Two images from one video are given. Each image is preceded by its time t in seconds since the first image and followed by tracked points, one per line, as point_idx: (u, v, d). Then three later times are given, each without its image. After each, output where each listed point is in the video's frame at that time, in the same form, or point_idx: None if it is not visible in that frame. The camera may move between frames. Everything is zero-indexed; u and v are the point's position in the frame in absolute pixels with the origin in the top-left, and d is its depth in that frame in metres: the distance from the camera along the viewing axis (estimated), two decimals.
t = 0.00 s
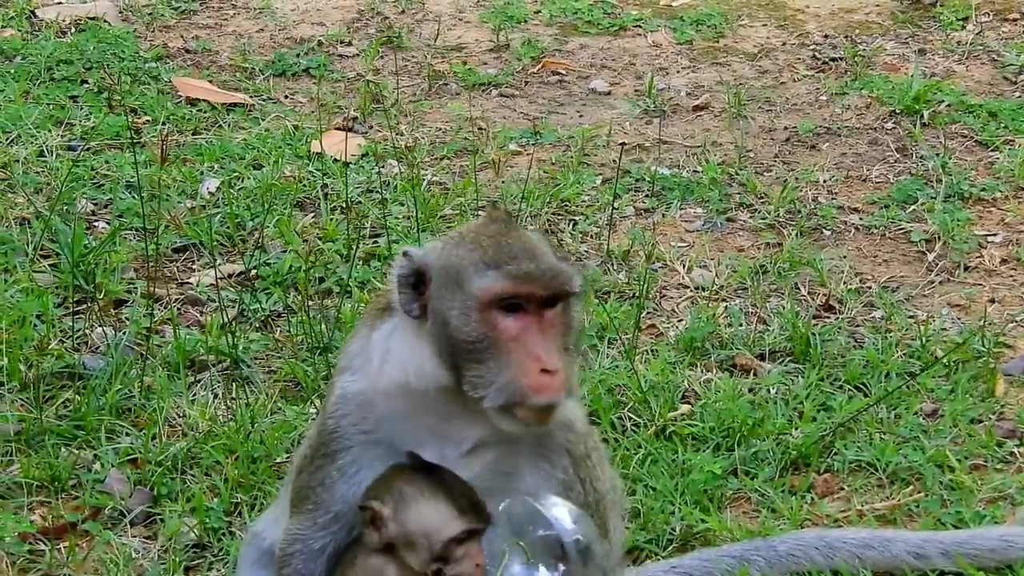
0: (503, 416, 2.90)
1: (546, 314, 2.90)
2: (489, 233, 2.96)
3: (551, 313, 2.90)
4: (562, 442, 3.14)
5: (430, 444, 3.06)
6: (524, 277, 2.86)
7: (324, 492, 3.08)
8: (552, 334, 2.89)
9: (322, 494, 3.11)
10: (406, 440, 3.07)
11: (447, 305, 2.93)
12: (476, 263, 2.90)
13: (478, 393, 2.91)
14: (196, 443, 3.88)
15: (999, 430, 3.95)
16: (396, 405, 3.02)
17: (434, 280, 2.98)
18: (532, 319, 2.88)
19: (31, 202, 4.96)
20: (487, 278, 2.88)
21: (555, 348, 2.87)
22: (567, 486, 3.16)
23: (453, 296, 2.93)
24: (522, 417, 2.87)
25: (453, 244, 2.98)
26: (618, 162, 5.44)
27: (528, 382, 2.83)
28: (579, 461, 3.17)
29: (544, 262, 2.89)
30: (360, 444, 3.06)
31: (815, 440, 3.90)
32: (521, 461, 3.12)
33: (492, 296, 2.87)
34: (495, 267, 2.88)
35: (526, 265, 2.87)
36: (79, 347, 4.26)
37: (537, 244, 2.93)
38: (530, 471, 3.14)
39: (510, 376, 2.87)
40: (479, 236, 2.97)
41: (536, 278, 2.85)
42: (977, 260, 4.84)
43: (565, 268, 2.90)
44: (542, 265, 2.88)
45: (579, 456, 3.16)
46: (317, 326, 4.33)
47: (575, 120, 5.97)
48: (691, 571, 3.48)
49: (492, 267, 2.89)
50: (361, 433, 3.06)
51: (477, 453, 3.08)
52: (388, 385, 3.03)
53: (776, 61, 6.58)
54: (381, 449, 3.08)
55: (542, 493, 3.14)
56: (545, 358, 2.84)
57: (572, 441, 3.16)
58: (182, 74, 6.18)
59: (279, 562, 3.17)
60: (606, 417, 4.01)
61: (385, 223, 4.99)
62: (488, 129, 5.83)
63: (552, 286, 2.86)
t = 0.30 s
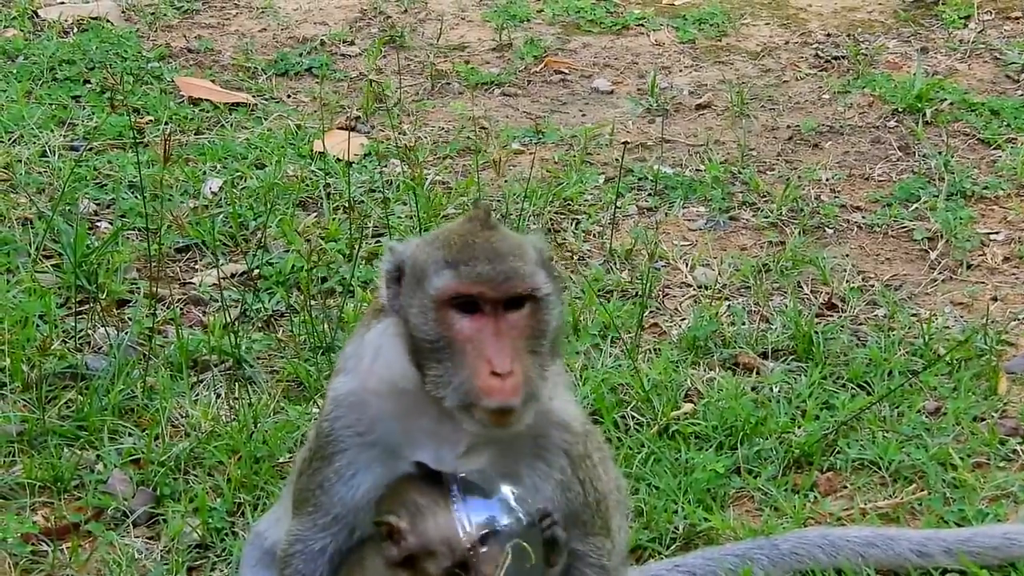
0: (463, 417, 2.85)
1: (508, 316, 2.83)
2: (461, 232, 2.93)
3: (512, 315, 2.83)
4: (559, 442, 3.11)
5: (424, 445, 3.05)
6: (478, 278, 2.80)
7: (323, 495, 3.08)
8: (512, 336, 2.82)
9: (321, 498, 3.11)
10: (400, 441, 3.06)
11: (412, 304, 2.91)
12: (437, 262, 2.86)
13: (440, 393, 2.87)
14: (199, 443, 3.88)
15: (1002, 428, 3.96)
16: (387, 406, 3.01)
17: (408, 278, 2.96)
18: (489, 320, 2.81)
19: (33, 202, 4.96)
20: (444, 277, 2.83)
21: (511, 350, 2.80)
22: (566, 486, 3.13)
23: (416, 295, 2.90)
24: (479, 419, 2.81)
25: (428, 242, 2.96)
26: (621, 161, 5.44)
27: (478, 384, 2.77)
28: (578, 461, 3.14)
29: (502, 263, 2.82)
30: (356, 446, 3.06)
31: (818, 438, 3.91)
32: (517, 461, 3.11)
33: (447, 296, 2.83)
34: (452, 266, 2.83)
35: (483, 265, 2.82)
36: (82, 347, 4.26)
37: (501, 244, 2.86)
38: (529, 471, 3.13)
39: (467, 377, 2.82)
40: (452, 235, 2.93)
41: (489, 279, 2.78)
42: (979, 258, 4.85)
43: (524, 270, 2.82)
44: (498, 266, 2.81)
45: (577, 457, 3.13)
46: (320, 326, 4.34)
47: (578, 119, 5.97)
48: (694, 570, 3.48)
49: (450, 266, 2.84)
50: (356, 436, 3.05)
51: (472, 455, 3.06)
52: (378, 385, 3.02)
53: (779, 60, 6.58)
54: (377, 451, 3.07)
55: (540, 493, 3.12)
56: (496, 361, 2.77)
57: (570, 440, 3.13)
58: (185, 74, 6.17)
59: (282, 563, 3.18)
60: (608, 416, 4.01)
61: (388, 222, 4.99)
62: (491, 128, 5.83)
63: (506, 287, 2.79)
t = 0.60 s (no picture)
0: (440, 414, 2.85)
1: (483, 313, 2.82)
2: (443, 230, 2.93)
3: (488, 312, 2.82)
4: (560, 443, 3.08)
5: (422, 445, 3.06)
6: (450, 275, 2.80)
7: (324, 497, 3.10)
8: (486, 333, 2.81)
9: (322, 499, 3.13)
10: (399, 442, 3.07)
11: (391, 300, 2.91)
12: (414, 260, 2.86)
13: (418, 390, 2.87)
14: (201, 444, 3.88)
15: (1004, 426, 3.96)
16: (384, 407, 3.02)
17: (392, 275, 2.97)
18: (462, 317, 2.80)
19: (34, 204, 4.96)
20: (418, 274, 2.83)
21: (483, 347, 2.78)
22: (568, 487, 3.09)
23: (393, 291, 2.90)
24: (454, 415, 2.80)
25: (411, 240, 2.96)
26: (622, 160, 5.44)
27: (450, 381, 2.76)
28: (580, 462, 3.10)
29: (475, 260, 2.81)
30: (356, 448, 3.08)
31: (820, 437, 3.91)
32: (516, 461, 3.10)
33: (421, 293, 2.82)
34: (427, 263, 2.83)
35: (456, 262, 2.81)
36: (83, 348, 4.26)
37: (477, 241, 2.85)
38: (532, 472, 3.11)
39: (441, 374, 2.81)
40: (435, 233, 2.93)
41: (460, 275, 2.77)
42: (981, 257, 4.85)
43: (497, 267, 2.81)
44: (471, 263, 2.80)
45: (579, 457, 3.10)
46: (321, 327, 4.34)
47: (578, 119, 5.97)
48: (697, 569, 3.48)
49: (426, 263, 2.84)
50: (356, 437, 3.07)
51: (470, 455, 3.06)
52: (373, 386, 3.03)
53: (779, 59, 6.58)
54: (378, 451, 3.09)
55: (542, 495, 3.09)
56: (467, 357, 2.76)
57: (572, 440, 3.09)
58: (185, 75, 6.18)
59: (285, 564, 3.20)
60: (610, 415, 4.01)
61: (389, 223, 4.99)
62: (492, 128, 5.84)
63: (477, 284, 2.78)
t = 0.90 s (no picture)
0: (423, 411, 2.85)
1: (465, 312, 2.81)
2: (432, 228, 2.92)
3: (470, 311, 2.81)
4: (560, 444, 3.06)
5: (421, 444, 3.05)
6: (431, 273, 2.79)
7: (324, 498, 3.10)
8: (468, 332, 2.80)
9: (323, 501, 3.13)
10: (398, 443, 3.07)
11: (377, 297, 2.91)
12: (400, 257, 2.86)
13: (403, 387, 2.87)
14: (204, 446, 3.88)
15: (1007, 427, 3.96)
16: (381, 408, 3.02)
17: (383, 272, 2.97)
18: (443, 316, 2.80)
19: (37, 205, 4.96)
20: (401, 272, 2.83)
21: (464, 346, 2.77)
22: (569, 488, 3.08)
23: (379, 288, 2.90)
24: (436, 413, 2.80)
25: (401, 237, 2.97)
26: (624, 161, 5.44)
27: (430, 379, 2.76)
28: (581, 462, 3.09)
29: (457, 258, 2.80)
30: (355, 449, 3.08)
31: (823, 438, 3.91)
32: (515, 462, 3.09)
33: (404, 291, 2.82)
34: (410, 261, 2.82)
35: (438, 261, 2.80)
36: (86, 350, 4.26)
37: (461, 240, 2.84)
38: (532, 474, 3.10)
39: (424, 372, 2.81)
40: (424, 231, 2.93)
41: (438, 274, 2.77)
42: (984, 257, 4.84)
43: (478, 267, 2.80)
44: (452, 262, 2.80)
45: (579, 458, 3.08)
46: (324, 328, 4.34)
47: (581, 120, 5.97)
48: (700, 570, 3.48)
49: (410, 261, 2.84)
50: (354, 439, 3.08)
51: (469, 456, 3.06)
52: (370, 387, 3.02)
53: (782, 59, 6.58)
54: (377, 452, 3.09)
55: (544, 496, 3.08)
56: (447, 356, 2.75)
57: (570, 441, 3.08)
58: (188, 77, 6.18)
59: (287, 565, 3.20)
60: (613, 416, 4.01)
61: (391, 224, 4.99)
62: (494, 129, 5.84)
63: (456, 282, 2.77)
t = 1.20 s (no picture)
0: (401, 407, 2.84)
1: (441, 310, 2.81)
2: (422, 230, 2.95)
3: (445, 309, 2.81)
4: (560, 443, 3.06)
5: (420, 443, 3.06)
6: (407, 269, 2.81)
7: (327, 499, 3.11)
8: (443, 330, 2.79)
9: (325, 501, 3.14)
10: (398, 443, 3.08)
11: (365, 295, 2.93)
12: (384, 256, 2.89)
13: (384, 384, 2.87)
14: (207, 446, 3.88)
15: (1010, 426, 3.96)
16: (379, 408, 3.02)
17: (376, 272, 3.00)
18: (420, 312, 2.80)
19: (40, 205, 4.96)
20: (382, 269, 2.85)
21: (436, 343, 2.76)
22: (570, 488, 3.08)
23: (366, 286, 2.93)
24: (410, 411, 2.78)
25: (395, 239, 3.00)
26: (628, 161, 5.44)
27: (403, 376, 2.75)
28: (582, 462, 3.09)
29: (435, 256, 2.82)
30: (356, 449, 3.09)
31: (826, 437, 3.91)
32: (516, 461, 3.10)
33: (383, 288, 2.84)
34: (390, 259, 2.85)
35: (417, 258, 2.82)
36: (89, 350, 4.26)
37: (441, 239, 2.86)
38: (533, 473, 3.10)
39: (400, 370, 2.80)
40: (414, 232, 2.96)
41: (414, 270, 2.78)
42: (987, 256, 4.85)
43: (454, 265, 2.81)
44: (428, 259, 2.81)
45: (579, 458, 3.08)
46: (327, 327, 4.34)
47: (584, 119, 5.97)
48: (703, 569, 3.50)
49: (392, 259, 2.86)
50: (355, 439, 3.08)
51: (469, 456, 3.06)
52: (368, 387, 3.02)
53: (785, 59, 6.58)
54: (378, 452, 3.10)
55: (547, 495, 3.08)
56: (418, 352, 2.74)
57: (570, 441, 3.07)
58: (190, 76, 6.17)
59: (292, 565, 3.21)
60: (617, 415, 4.01)
61: (395, 223, 4.99)
62: (498, 128, 5.84)
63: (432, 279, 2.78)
